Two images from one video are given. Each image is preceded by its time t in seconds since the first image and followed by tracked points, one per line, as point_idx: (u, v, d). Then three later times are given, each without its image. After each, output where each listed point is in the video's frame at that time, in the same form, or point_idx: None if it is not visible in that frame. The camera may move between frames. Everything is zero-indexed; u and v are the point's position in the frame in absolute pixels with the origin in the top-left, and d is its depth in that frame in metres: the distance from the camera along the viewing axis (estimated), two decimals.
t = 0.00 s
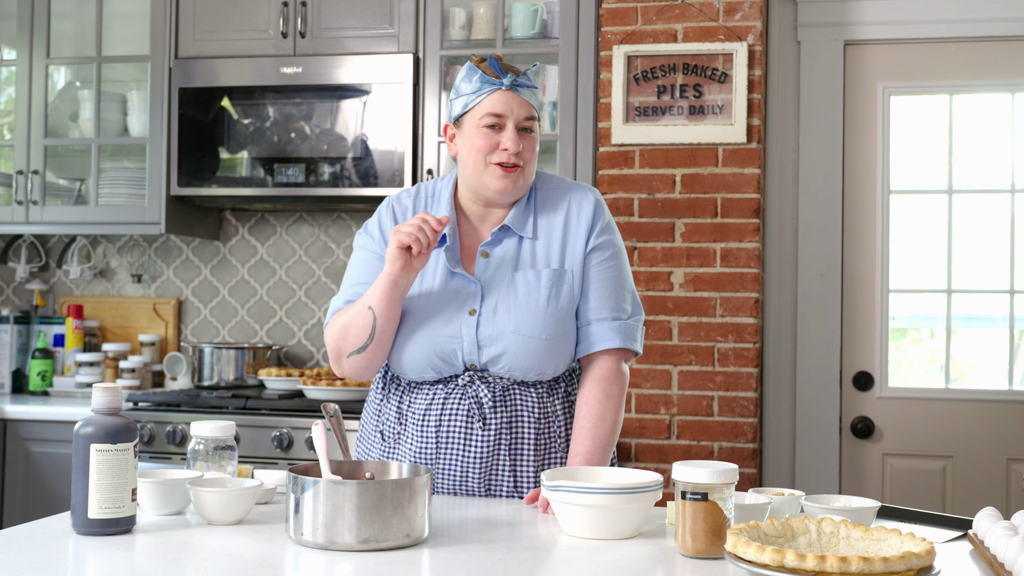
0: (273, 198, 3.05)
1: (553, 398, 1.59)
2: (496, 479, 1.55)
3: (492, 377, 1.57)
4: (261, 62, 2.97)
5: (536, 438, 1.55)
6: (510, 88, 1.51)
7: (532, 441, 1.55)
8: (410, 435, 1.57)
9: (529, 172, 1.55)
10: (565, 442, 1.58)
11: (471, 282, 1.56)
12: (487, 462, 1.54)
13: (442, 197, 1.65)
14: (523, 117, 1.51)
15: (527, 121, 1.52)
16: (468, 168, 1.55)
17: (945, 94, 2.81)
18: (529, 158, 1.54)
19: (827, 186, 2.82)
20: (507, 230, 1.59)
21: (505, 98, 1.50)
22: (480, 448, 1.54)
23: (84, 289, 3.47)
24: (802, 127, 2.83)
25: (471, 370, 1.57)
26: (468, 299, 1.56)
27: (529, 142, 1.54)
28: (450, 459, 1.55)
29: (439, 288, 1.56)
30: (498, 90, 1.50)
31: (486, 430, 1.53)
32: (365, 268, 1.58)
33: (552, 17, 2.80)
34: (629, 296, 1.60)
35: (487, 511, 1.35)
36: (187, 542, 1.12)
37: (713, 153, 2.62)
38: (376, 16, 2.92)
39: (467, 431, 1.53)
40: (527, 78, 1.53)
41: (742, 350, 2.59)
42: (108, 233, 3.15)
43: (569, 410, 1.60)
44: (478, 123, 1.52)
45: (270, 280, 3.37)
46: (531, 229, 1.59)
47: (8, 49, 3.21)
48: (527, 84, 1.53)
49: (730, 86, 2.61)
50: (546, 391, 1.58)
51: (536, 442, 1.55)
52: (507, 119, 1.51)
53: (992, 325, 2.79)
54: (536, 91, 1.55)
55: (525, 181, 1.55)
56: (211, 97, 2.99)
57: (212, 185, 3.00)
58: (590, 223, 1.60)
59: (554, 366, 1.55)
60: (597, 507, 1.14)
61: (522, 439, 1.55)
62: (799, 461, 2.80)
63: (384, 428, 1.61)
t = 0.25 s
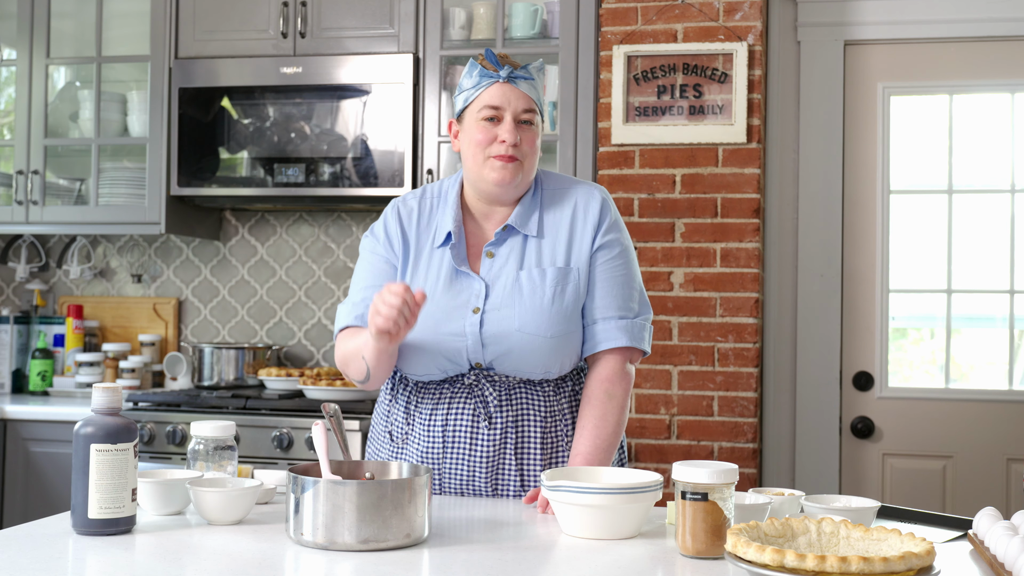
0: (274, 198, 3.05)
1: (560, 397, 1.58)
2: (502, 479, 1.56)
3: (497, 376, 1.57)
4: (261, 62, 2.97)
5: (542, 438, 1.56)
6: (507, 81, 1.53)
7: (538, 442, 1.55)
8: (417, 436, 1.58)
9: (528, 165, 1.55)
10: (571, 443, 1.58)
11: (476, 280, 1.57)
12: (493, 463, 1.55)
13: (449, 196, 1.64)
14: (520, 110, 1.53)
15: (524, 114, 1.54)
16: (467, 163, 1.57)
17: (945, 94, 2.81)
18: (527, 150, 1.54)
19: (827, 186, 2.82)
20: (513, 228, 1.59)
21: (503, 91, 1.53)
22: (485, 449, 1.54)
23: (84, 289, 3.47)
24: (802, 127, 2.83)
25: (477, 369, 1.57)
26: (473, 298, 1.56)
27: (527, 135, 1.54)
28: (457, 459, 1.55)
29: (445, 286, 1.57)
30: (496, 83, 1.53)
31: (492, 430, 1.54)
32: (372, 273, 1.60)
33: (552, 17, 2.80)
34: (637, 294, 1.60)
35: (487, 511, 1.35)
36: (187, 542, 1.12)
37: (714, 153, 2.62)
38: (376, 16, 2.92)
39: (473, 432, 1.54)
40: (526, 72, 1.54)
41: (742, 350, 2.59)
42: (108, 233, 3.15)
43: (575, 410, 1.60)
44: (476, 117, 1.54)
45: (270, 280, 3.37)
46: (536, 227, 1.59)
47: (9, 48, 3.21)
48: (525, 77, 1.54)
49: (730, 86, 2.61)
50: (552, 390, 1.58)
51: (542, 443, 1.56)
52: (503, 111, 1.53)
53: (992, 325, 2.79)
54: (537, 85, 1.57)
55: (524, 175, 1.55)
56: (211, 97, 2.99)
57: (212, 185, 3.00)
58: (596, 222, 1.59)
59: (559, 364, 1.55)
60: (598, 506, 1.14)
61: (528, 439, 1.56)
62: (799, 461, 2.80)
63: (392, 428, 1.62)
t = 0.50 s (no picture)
0: (274, 198, 3.05)
1: (565, 396, 1.58)
2: (507, 478, 1.56)
3: (502, 374, 1.58)
4: (261, 62, 2.97)
5: (546, 436, 1.56)
6: (507, 73, 1.55)
7: (542, 440, 1.55)
8: (422, 435, 1.58)
9: (525, 156, 1.56)
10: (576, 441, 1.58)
11: (482, 275, 1.57)
12: (498, 461, 1.55)
13: (461, 194, 1.65)
14: (519, 101, 1.55)
15: (523, 106, 1.55)
16: (469, 154, 1.60)
17: (945, 94, 2.81)
18: (524, 141, 1.55)
19: (827, 187, 2.82)
20: (518, 225, 1.59)
21: (503, 81, 1.55)
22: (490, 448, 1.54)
23: (84, 289, 3.47)
24: (802, 127, 2.83)
25: (481, 367, 1.58)
26: (477, 294, 1.56)
27: (525, 127, 1.56)
28: (461, 458, 1.55)
29: (451, 281, 1.58)
30: (497, 75, 1.56)
31: (495, 427, 1.54)
32: (381, 271, 1.64)
33: (552, 17, 2.80)
34: (645, 294, 1.59)
35: (488, 511, 1.35)
36: (187, 542, 1.12)
37: (714, 153, 2.62)
38: (376, 16, 2.92)
39: (477, 430, 1.54)
40: (529, 64, 1.56)
41: (742, 350, 2.59)
42: (108, 233, 3.15)
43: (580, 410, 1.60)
44: (478, 109, 1.57)
45: (270, 280, 3.37)
46: (541, 225, 1.59)
47: (9, 48, 3.21)
48: (527, 69, 1.55)
49: (730, 86, 2.61)
50: (557, 389, 1.58)
51: (546, 441, 1.56)
52: (501, 103, 1.55)
53: (992, 325, 2.79)
54: (542, 78, 1.57)
55: (522, 164, 1.56)
56: (211, 97, 2.99)
57: (212, 185, 3.00)
58: (602, 222, 1.59)
59: (563, 363, 1.55)
60: (598, 506, 1.14)
61: (532, 437, 1.56)
62: (799, 461, 2.80)
63: (399, 427, 1.62)
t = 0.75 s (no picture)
0: (274, 198, 3.05)
1: (572, 391, 1.57)
2: (512, 473, 1.55)
3: (509, 368, 1.57)
4: (261, 62, 2.97)
5: (552, 431, 1.54)
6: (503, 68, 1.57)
7: (548, 434, 1.54)
8: (429, 429, 1.58)
9: (526, 146, 1.55)
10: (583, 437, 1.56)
11: (495, 269, 1.58)
12: (503, 455, 1.54)
13: (473, 190, 1.66)
14: (516, 94, 1.56)
15: (521, 98, 1.56)
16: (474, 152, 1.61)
17: (945, 94, 2.81)
18: (524, 132, 1.55)
19: (827, 187, 2.82)
20: (530, 228, 1.60)
21: (500, 77, 1.57)
22: (495, 441, 1.54)
23: (84, 289, 3.47)
24: (803, 126, 2.83)
25: (488, 359, 1.57)
26: (488, 286, 1.57)
27: (525, 118, 1.56)
28: (467, 451, 1.55)
29: (463, 272, 1.59)
30: (495, 71, 1.58)
31: (501, 418, 1.54)
32: (390, 265, 1.67)
33: (552, 17, 2.80)
34: (664, 306, 1.61)
35: (488, 511, 1.35)
36: (187, 542, 1.12)
37: (714, 153, 2.62)
38: (376, 16, 2.92)
39: (482, 422, 1.54)
40: (526, 58, 1.57)
41: (742, 350, 2.59)
42: (108, 233, 3.15)
43: (588, 406, 1.58)
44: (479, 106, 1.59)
45: (270, 280, 3.36)
46: (553, 226, 1.60)
47: (9, 48, 3.21)
48: (524, 62, 1.57)
49: (730, 86, 2.61)
50: (564, 384, 1.56)
51: (552, 436, 1.54)
52: (499, 97, 1.57)
53: (992, 325, 2.79)
54: (541, 70, 1.58)
55: (524, 155, 1.56)
56: (211, 97, 2.99)
57: (212, 185, 3.00)
58: (618, 231, 1.59)
59: (572, 362, 1.54)
60: (598, 506, 1.14)
61: (538, 431, 1.55)
62: (799, 461, 2.80)
63: (406, 423, 1.62)
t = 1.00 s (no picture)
0: (274, 198, 3.05)
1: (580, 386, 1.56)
2: (520, 469, 1.53)
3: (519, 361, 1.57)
4: (261, 62, 2.97)
5: (560, 427, 1.53)
6: (501, 71, 1.57)
7: (556, 430, 1.53)
8: (438, 424, 1.57)
9: (528, 150, 1.56)
10: (590, 434, 1.55)
11: (507, 263, 1.58)
12: (511, 450, 1.53)
13: (483, 187, 1.65)
14: (514, 97, 1.56)
15: (520, 101, 1.56)
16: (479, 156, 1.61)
17: (945, 94, 2.81)
18: (525, 136, 1.55)
19: (827, 187, 2.82)
20: (540, 227, 1.61)
21: (499, 80, 1.57)
22: (503, 435, 1.53)
23: (84, 289, 3.47)
24: (802, 126, 2.83)
25: (497, 354, 1.57)
26: (500, 282, 1.57)
27: (525, 121, 1.56)
28: (475, 446, 1.54)
29: (476, 268, 1.59)
30: (494, 75, 1.58)
31: (509, 414, 1.53)
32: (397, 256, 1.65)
33: (552, 17, 2.80)
34: (666, 300, 1.59)
35: (488, 511, 1.34)
36: (187, 542, 1.12)
37: (714, 153, 2.62)
38: (376, 16, 2.92)
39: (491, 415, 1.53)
40: (524, 60, 1.56)
41: (742, 350, 2.59)
42: (108, 233, 3.15)
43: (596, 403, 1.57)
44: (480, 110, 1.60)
45: (270, 280, 3.37)
46: (562, 225, 1.60)
47: (9, 48, 3.22)
48: (522, 64, 1.56)
49: (730, 86, 2.61)
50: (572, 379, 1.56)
51: (560, 431, 1.53)
52: (498, 101, 1.57)
53: (992, 325, 2.79)
54: (540, 72, 1.57)
55: (525, 159, 1.56)
56: (211, 97, 2.99)
57: (212, 185, 3.00)
58: (626, 230, 1.60)
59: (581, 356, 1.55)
60: (598, 506, 1.14)
61: (546, 426, 1.54)
62: (799, 461, 2.80)
63: (415, 418, 1.62)
